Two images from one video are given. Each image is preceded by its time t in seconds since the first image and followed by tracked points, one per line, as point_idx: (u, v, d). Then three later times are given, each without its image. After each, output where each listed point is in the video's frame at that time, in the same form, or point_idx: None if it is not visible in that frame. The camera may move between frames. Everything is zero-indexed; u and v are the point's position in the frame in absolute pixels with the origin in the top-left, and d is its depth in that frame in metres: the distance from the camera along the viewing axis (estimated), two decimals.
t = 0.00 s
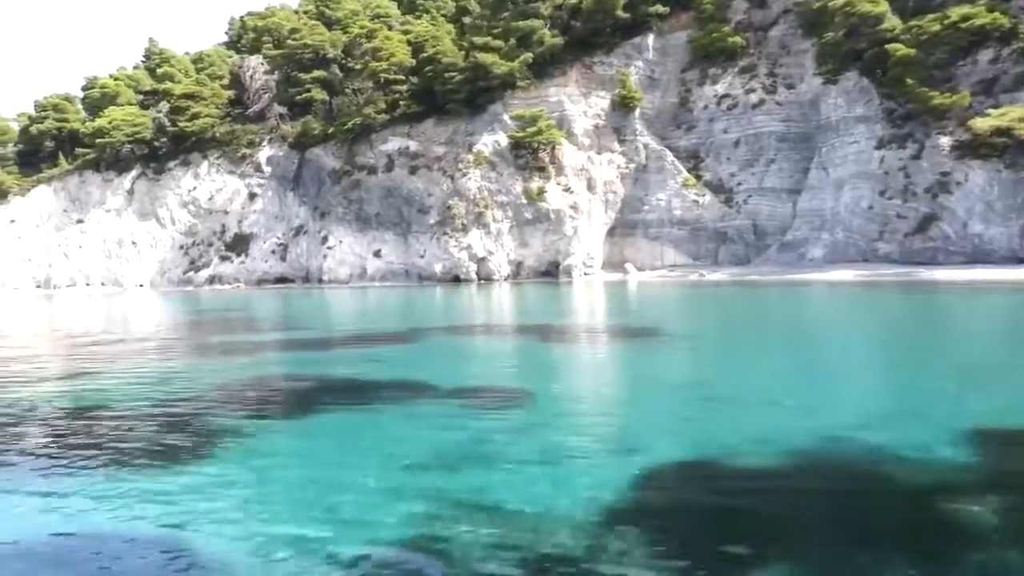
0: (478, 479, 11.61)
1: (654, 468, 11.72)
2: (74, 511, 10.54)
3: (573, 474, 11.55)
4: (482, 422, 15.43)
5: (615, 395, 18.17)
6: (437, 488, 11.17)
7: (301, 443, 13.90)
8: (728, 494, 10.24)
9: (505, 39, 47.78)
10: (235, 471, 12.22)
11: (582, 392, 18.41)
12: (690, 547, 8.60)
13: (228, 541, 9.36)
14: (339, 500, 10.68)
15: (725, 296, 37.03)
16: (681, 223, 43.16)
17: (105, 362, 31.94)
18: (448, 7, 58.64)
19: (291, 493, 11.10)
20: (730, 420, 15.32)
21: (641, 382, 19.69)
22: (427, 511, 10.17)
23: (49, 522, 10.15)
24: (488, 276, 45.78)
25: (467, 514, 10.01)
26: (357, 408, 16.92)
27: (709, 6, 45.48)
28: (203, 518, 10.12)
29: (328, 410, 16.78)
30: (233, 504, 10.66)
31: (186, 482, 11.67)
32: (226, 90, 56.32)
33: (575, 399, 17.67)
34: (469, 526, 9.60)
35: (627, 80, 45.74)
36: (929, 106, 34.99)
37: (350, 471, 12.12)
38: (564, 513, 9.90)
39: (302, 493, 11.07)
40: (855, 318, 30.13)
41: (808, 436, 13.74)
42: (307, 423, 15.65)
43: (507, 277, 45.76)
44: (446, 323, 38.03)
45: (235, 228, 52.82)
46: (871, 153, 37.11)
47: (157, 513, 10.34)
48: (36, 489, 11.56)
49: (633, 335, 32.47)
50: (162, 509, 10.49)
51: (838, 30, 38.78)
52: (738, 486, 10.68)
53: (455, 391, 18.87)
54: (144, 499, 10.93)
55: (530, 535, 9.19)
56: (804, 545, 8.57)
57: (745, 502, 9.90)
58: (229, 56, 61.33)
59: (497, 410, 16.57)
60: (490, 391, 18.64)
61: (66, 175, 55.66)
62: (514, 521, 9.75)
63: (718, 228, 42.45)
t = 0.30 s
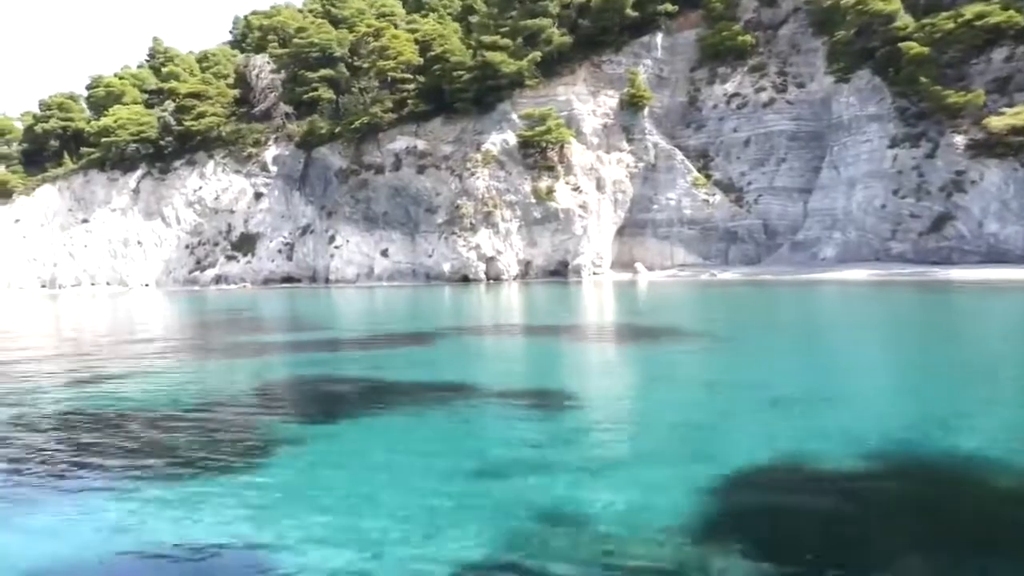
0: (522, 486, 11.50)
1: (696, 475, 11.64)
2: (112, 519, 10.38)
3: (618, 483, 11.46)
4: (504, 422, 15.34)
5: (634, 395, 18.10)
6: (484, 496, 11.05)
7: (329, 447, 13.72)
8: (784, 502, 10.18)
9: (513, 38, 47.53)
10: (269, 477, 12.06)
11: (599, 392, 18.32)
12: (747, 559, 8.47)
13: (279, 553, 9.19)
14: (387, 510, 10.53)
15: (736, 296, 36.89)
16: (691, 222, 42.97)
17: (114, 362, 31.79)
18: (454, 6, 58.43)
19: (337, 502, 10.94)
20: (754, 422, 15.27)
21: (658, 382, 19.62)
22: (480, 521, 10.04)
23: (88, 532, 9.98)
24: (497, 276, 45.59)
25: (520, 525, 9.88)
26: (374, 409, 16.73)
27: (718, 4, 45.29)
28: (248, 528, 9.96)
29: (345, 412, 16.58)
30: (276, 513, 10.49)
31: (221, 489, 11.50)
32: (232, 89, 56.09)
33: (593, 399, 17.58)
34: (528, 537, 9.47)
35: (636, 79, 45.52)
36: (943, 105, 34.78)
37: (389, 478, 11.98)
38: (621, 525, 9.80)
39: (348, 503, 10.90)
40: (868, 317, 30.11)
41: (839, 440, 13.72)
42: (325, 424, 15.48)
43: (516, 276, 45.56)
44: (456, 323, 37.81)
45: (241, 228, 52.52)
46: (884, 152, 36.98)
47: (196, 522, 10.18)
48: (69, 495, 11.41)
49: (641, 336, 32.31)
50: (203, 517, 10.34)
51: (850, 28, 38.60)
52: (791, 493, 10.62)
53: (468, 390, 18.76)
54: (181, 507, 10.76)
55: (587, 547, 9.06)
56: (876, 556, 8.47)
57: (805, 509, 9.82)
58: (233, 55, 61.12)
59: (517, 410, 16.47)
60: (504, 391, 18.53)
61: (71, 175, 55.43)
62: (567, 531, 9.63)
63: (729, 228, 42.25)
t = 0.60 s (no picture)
0: (576, 488, 11.28)
1: (746, 479, 11.45)
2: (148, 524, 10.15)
3: (671, 485, 11.27)
4: (529, 423, 15.11)
5: (656, 395, 17.89)
6: (539, 498, 10.84)
7: (357, 449, 13.49)
8: (851, 507, 10.02)
9: (522, 36, 47.30)
10: (301, 481, 11.84)
11: (621, 393, 18.05)
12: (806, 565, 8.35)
13: (333, 562, 8.94)
14: (442, 514, 10.32)
15: (748, 296, 36.63)
16: (701, 222, 42.76)
17: (123, 361, 31.64)
18: (461, 5, 58.25)
19: (388, 506, 10.70)
20: (786, 423, 15.07)
21: (680, 383, 19.40)
22: (542, 527, 9.82)
23: (125, 538, 9.74)
24: (506, 275, 45.36)
25: (578, 530, 9.69)
26: (391, 410, 16.47)
27: (728, 2, 45.06)
28: (289, 533, 9.79)
29: (361, 412, 16.31)
30: (322, 519, 10.25)
31: (254, 493, 11.26)
32: (238, 88, 55.88)
33: (615, 399, 17.37)
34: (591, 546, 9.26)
35: (645, 78, 45.28)
36: (957, 103, 34.69)
37: (434, 480, 11.74)
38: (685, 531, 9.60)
39: (392, 507, 10.70)
40: (882, 317, 29.97)
41: (881, 440, 13.56)
42: (344, 425, 15.23)
43: (524, 276, 45.36)
44: (465, 323, 37.59)
45: (248, 228, 52.25)
46: (897, 151, 36.83)
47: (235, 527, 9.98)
48: (100, 498, 11.21)
49: (651, 336, 32.06)
50: (243, 524, 10.11)
51: (862, 27, 38.46)
52: (855, 499, 10.45)
53: (483, 391, 18.52)
54: (217, 511, 10.59)
55: (638, 555, 8.91)
56: (937, 565, 8.33)
57: (874, 515, 9.68)
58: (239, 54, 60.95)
59: (540, 411, 16.22)
60: (522, 392, 18.27)
61: (76, 174, 55.24)
62: (613, 537, 9.47)
63: (739, 228, 42.04)
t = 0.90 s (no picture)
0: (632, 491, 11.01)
1: (803, 480, 11.25)
2: (186, 523, 9.96)
3: (729, 488, 11.02)
4: (553, 424, 14.82)
5: (674, 395, 17.67)
6: (601, 501, 10.57)
7: (379, 447, 13.27)
8: (928, 511, 9.85)
9: (531, 35, 47.06)
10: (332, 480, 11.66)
11: (640, 394, 17.76)
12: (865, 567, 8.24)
13: (391, 566, 8.75)
14: (485, 515, 10.14)
15: (758, 295, 36.39)
16: (711, 221, 42.55)
17: (130, 361, 31.41)
18: (466, 4, 58.03)
19: (443, 509, 10.41)
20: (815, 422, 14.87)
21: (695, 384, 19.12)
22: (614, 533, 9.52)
23: (166, 537, 9.55)
24: (514, 275, 45.14)
25: (629, 533, 9.51)
26: (405, 409, 16.24)
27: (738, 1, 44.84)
28: (329, 532, 9.63)
29: (376, 412, 16.10)
30: (376, 520, 10.00)
31: (287, 489, 11.08)
32: (243, 87, 55.65)
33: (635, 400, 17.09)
34: (674, 553, 9.00)
35: (654, 77, 45.07)
36: (971, 102, 34.63)
37: (482, 482, 11.44)
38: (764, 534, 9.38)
39: (426, 507, 10.52)
40: (895, 316, 29.78)
41: (920, 439, 13.45)
42: (361, 424, 14.99)
43: (533, 276, 45.14)
44: (473, 323, 37.34)
45: (254, 227, 51.97)
46: (910, 150, 36.71)
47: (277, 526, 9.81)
48: (130, 499, 11.03)
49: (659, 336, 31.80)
50: (286, 526, 9.93)
51: (875, 25, 38.30)
52: (925, 502, 10.31)
53: (494, 391, 18.28)
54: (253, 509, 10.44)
55: (688, 559, 8.76)
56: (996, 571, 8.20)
57: (931, 519, 9.54)
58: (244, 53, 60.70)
59: (558, 412, 15.93)
60: (534, 393, 18.00)
61: (81, 173, 54.99)
62: (659, 539, 9.31)
63: (750, 227, 41.83)
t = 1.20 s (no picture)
0: (695, 494, 10.79)
1: (843, 483, 11.11)
2: (229, 528, 9.83)
3: (793, 491, 10.83)
4: (579, 423, 14.57)
5: (695, 395, 17.43)
6: (669, 505, 10.34)
7: (405, 449, 13.09)
8: (1005, 514, 9.75)
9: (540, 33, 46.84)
10: (368, 480, 11.53)
11: (661, 394, 17.53)
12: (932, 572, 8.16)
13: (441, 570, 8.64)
14: (528, 518, 9.99)
15: (768, 295, 36.22)
16: (721, 221, 42.37)
17: (142, 361, 31.23)
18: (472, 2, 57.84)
19: (507, 514, 10.18)
20: (847, 421, 14.72)
21: (714, 383, 18.88)
22: (694, 540, 9.29)
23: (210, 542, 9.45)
24: (523, 275, 44.98)
25: (677, 537, 9.36)
26: (422, 409, 16.04)
27: None
28: (373, 535, 9.53)
29: (398, 412, 15.88)
30: (426, 524, 9.86)
31: (322, 496, 10.91)
32: (249, 86, 55.42)
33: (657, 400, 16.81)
34: (753, 560, 8.79)
35: (663, 76, 44.86)
36: (986, 100, 34.64)
37: (524, 485, 11.25)
38: (848, 539, 9.22)
39: (466, 509, 10.38)
40: (907, 316, 29.60)
41: (962, 438, 13.36)
42: (382, 426, 14.80)
43: (542, 276, 44.97)
44: (481, 323, 37.19)
45: (260, 227, 51.72)
46: (923, 149, 36.62)
47: (323, 534, 9.63)
48: (167, 499, 10.90)
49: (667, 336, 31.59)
50: (331, 528, 9.81)
51: (887, 24, 38.20)
52: (982, 506, 10.20)
53: (502, 390, 18.07)
54: (297, 510, 10.36)
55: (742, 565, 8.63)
56: None
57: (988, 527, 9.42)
58: (249, 51, 60.44)
59: (577, 411, 15.67)
60: (545, 393, 17.75)
61: (87, 172, 54.75)
62: (706, 544, 9.20)
63: (760, 227, 41.66)
